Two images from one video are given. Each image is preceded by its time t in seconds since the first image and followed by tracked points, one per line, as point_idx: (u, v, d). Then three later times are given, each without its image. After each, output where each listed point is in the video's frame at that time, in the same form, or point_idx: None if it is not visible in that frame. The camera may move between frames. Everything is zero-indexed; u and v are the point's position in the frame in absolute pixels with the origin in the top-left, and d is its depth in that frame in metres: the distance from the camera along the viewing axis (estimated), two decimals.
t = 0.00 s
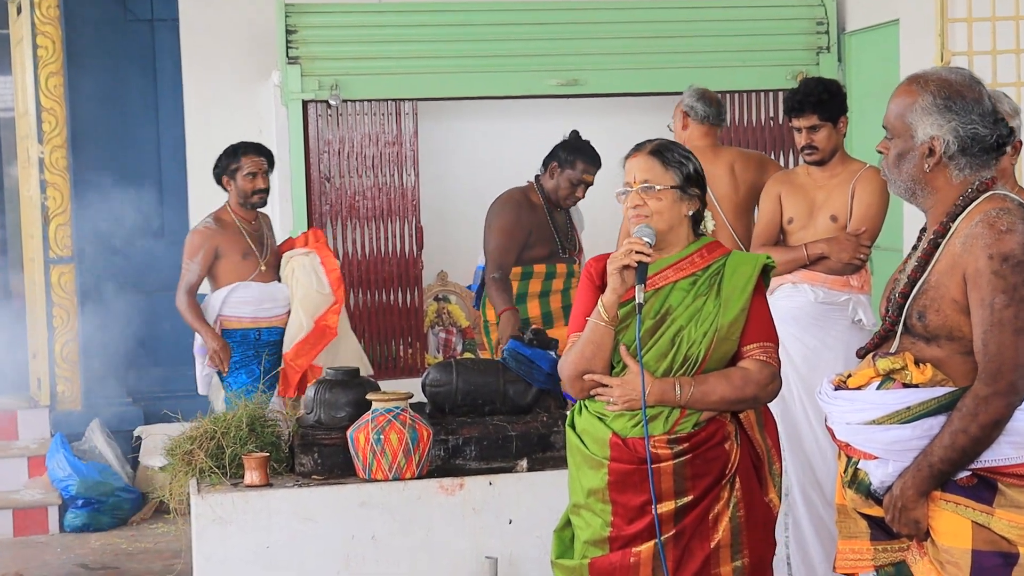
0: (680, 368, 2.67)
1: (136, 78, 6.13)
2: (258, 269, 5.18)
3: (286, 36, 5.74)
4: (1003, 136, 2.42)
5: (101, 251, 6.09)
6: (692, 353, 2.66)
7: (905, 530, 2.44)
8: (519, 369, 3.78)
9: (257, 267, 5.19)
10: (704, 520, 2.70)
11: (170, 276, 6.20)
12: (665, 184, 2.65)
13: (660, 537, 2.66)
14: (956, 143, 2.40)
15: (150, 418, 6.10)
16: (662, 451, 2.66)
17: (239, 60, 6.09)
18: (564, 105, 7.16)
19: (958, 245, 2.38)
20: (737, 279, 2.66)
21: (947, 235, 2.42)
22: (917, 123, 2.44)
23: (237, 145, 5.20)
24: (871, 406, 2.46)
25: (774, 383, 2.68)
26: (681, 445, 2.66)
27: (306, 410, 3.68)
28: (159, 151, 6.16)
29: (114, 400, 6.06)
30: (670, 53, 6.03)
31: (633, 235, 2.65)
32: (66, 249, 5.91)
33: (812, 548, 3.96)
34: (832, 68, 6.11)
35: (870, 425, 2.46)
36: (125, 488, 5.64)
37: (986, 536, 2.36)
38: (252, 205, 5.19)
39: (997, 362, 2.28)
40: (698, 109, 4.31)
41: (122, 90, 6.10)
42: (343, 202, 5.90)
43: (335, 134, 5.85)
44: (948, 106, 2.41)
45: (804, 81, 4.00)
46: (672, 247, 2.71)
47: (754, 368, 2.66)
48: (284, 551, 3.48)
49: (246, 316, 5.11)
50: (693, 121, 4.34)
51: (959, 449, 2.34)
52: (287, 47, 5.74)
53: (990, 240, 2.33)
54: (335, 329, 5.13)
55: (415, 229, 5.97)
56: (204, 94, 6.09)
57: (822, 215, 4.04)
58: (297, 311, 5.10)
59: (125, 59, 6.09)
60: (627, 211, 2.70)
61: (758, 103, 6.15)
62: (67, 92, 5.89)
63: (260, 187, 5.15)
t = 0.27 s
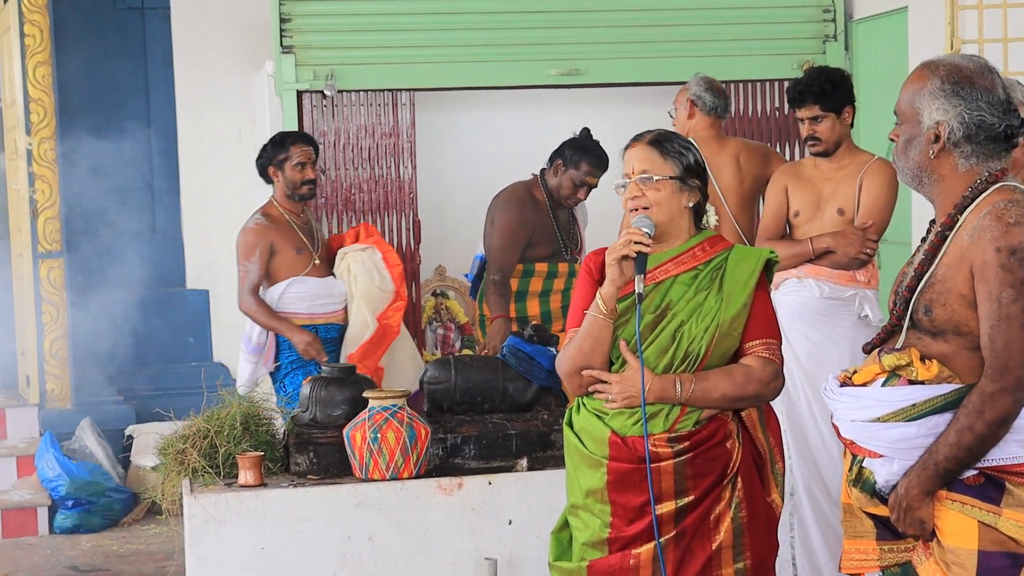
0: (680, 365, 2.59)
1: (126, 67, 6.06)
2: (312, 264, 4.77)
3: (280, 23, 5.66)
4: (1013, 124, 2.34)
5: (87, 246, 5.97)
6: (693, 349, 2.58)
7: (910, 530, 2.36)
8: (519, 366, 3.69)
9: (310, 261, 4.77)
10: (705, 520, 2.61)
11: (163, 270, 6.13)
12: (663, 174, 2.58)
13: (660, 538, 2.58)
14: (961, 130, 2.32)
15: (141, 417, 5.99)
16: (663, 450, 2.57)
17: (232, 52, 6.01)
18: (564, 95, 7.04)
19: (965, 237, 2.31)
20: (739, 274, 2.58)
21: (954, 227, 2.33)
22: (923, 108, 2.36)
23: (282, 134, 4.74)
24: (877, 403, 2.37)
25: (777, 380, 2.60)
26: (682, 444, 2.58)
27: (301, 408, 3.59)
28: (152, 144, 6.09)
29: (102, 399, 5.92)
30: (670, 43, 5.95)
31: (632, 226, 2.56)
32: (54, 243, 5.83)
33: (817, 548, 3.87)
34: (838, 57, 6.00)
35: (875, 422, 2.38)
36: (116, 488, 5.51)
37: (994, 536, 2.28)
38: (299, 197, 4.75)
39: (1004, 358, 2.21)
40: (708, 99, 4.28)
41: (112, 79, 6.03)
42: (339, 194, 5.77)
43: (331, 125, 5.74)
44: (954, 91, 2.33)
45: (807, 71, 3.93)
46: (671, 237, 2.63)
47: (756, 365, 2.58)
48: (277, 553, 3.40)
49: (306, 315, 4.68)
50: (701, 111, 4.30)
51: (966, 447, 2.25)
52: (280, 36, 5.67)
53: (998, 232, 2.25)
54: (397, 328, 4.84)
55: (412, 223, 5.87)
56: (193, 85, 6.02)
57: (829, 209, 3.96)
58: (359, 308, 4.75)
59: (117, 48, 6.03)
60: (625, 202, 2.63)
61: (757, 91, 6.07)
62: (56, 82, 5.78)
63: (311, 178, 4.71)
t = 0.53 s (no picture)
0: (681, 366, 2.53)
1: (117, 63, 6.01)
2: (351, 257, 4.71)
3: (274, 18, 5.57)
4: (1018, 118, 2.27)
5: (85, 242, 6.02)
6: (695, 350, 2.52)
7: (914, 533, 2.30)
8: (518, 367, 3.63)
9: (352, 255, 4.72)
10: (708, 524, 2.55)
11: (155, 268, 6.09)
12: (661, 170, 2.51)
13: (662, 542, 2.52)
14: (962, 123, 2.26)
15: (133, 419, 5.92)
16: (664, 452, 2.51)
17: (224, 50, 5.93)
18: (563, 90, 6.94)
19: (970, 234, 2.24)
20: (742, 273, 2.52)
21: (959, 224, 2.27)
22: (925, 102, 2.30)
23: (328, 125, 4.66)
24: (879, 403, 2.32)
25: (780, 382, 2.54)
26: (684, 447, 2.52)
27: (297, 410, 3.54)
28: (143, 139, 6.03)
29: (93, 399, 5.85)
30: (674, 38, 5.84)
31: (634, 224, 2.50)
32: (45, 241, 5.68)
33: (822, 550, 3.80)
34: (843, 51, 5.88)
35: (877, 423, 2.32)
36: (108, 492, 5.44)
37: (999, 539, 2.22)
38: (343, 189, 4.68)
39: (1009, 357, 2.14)
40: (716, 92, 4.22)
41: (98, 77, 6.01)
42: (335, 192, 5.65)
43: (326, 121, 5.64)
44: (956, 84, 2.27)
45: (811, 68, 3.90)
46: (673, 237, 2.57)
47: (759, 367, 2.52)
48: (271, 558, 3.33)
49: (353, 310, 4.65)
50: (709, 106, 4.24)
51: (969, 448, 2.19)
52: (275, 31, 5.58)
53: (1002, 229, 2.18)
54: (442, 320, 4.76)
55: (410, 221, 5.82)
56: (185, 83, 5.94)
57: (833, 206, 3.89)
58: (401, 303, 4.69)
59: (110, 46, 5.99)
60: (624, 201, 2.56)
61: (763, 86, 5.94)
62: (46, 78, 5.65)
63: (356, 173, 4.64)
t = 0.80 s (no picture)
0: (685, 366, 2.47)
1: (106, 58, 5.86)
2: (402, 261, 4.40)
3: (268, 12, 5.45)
4: (1019, 111, 2.21)
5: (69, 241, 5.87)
6: (698, 348, 2.46)
7: (921, 535, 2.24)
8: (517, 367, 3.57)
9: (400, 258, 4.40)
10: (711, 526, 2.49)
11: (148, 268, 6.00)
12: (661, 170, 2.46)
13: (664, 545, 2.46)
14: (961, 119, 2.20)
15: (125, 421, 5.87)
16: (667, 453, 2.45)
17: (218, 48, 5.91)
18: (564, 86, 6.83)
19: (973, 229, 2.18)
20: (746, 270, 2.46)
21: (963, 220, 2.21)
22: (924, 98, 2.25)
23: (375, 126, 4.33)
24: (883, 403, 2.25)
25: (786, 381, 2.48)
26: (687, 447, 2.46)
27: (291, 411, 3.48)
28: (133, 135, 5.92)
29: (86, 401, 5.86)
30: (682, 32, 5.70)
31: (634, 222, 2.44)
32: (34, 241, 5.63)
33: (825, 552, 3.76)
34: (847, 45, 5.74)
35: (882, 423, 2.26)
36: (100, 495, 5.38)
37: (1006, 541, 2.16)
38: (391, 192, 4.37)
39: (1012, 354, 2.09)
40: (716, 87, 4.15)
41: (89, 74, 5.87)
42: (330, 189, 5.56)
43: (321, 118, 5.51)
44: (954, 79, 2.22)
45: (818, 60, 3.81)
46: (675, 237, 2.51)
47: (763, 366, 2.46)
48: (266, 562, 3.28)
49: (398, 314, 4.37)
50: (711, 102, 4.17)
51: (975, 447, 2.14)
52: (269, 25, 5.46)
53: (1006, 224, 2.13)
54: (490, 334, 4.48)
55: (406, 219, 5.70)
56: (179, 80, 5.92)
57: (836, 204, 3.83)
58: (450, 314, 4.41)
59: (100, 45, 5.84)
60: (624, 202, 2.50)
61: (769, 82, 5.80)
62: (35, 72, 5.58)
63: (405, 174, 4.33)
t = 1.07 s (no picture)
0: (689, 364, 2.42)
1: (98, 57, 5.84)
2: (451, 252, 4.17)
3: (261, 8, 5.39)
4: (1022, 106, 2.15)
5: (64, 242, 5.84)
6: (702, 346, 2.41)
7: (925, 536, 2.19)
8: (515, 366, 3.53)
9: (450, 249, 4.17)
10: (717, 526, 2.43)
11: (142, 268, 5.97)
12: (666, 163, 2.41)
13: (667, 547, 2.41)
14: (962, 114, 2.15)
15: (117, 422, 5.83)
16: (671, 453, 2.40)
17: (211, 45, 5.84)
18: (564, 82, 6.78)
19: (976, 226, 2.12)
20: (750, 266, 2.40)
21: (966, 217, 2.16)
22: (924, 93, 2.20)
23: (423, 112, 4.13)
24: (887, 403, 2.20)
25: (791, 379, 2.43)
26: (692, 447, 2.41)
27: (285, 412, 3.42)
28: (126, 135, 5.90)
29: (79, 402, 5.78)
30: (682, 26, 5.63)
31: (635, 218, 2.41)
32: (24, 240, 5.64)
33: (828, 552, 3.71)
34: (849, 39, 5.67)
35: (886, 423, 2.20)
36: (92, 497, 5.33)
37: (1013, 543, 2.11)
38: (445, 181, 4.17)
39: (1018, 353, 2.04)
40: (708, 82, 4.10)
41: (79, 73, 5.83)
42: (324, 183, 5.50)
43: (315, 114, 5.46)
44: (954, 74, 2.16)
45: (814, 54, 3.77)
46: (678, 234, 2.47)
47: (768, 364, 2.40)
48: (261, 564, 3.23)
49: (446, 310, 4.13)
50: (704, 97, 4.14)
51: (980, 447, 2.09)
52: (261, 20, 5.40)
53: (1010, 220, 2.07)
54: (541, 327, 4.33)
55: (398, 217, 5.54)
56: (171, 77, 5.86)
57: (833, 199, 3.76)
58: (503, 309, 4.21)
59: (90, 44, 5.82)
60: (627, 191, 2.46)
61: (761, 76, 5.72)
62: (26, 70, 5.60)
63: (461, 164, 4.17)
